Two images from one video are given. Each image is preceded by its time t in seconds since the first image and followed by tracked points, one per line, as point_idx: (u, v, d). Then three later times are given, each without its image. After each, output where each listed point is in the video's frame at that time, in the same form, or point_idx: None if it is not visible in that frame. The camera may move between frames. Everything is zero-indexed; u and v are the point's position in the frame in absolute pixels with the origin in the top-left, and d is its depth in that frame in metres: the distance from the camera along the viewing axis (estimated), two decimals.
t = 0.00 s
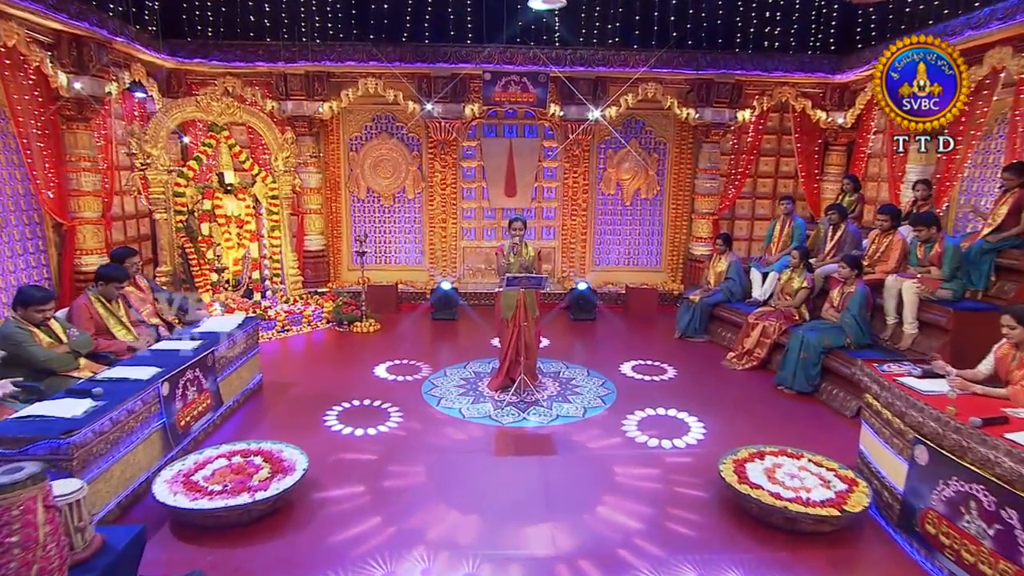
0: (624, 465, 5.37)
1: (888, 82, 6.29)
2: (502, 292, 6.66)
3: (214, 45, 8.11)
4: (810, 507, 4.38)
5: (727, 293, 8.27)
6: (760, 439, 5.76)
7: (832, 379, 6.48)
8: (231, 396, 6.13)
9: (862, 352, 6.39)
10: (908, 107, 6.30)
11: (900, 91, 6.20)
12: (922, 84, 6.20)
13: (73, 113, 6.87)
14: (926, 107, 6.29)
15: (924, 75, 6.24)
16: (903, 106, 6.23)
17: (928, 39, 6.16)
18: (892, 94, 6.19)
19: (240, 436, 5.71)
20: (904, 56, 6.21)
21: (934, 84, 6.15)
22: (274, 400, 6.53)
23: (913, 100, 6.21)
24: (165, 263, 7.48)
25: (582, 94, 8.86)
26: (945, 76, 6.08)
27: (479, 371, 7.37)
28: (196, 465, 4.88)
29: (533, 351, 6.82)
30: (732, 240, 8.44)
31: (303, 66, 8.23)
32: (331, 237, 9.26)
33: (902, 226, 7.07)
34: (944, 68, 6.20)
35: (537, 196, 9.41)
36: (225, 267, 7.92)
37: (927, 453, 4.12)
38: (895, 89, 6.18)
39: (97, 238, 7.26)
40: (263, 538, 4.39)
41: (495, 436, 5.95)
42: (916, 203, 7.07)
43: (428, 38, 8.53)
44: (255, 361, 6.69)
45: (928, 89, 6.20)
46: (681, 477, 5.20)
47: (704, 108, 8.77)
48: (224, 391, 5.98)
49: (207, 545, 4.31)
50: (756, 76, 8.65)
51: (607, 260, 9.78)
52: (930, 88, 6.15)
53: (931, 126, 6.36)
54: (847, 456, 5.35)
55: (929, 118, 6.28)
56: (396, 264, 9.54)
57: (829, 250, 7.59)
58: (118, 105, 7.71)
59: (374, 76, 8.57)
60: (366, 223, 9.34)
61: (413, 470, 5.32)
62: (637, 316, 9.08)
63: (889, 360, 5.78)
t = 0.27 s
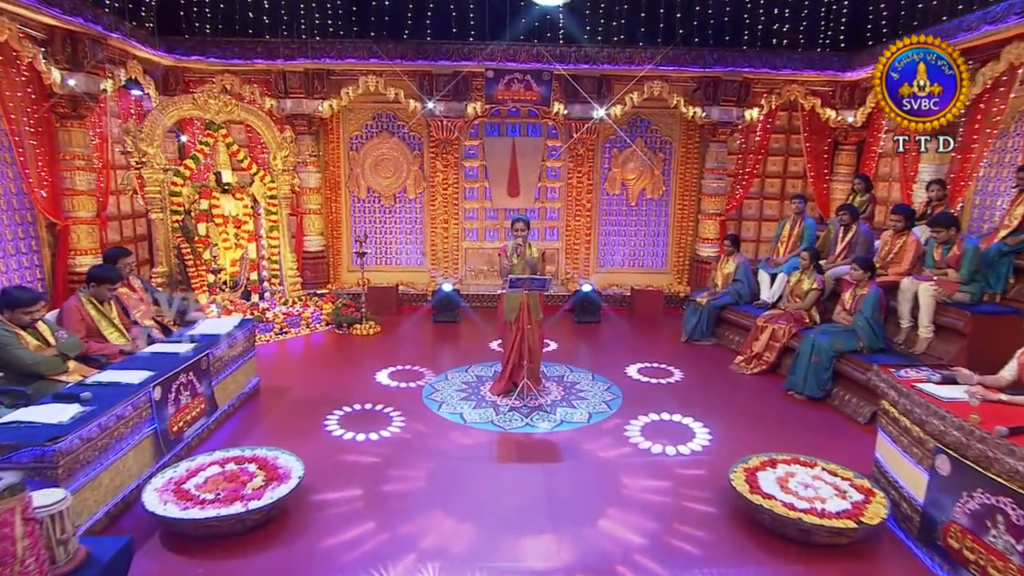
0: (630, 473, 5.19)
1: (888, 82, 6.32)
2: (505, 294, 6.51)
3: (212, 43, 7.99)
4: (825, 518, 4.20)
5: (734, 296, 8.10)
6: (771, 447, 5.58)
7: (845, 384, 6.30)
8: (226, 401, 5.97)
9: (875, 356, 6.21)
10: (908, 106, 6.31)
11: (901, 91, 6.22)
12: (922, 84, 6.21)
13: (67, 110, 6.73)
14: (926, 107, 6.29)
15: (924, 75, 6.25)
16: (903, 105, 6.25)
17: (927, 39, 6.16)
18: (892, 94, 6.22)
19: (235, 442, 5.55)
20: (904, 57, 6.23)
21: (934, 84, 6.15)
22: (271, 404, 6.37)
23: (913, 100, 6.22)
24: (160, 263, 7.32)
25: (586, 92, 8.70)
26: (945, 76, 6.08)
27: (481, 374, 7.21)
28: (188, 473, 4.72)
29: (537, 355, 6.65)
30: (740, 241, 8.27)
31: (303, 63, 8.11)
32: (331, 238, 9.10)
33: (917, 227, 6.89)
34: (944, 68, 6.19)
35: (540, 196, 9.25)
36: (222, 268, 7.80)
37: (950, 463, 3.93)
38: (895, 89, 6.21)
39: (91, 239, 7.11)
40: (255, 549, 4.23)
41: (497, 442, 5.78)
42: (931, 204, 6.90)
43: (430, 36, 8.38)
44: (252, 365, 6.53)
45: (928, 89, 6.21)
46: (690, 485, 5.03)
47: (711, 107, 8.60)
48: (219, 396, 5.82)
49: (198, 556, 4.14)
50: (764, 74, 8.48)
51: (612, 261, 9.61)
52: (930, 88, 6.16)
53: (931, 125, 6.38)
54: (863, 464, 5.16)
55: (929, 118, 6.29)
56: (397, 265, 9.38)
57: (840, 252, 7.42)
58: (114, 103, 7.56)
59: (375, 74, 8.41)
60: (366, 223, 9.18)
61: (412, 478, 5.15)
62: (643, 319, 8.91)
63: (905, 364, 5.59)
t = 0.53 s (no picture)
0: (639, 483, 4.99)
1: (888, 82, 6.37)
2: (508, 297, 6.33)
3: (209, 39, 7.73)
4: (844, 534, 3.99)
5: (744, 299, 7.91)
6: (784, 456, 5.37)
7: (860, 391, 6.09)
8: (220, 407, 5.78)
9: (892, 362, 6.00)
10: (908, 107, 6.34)
11: (902, 90, 6.27)
12: (922, 84, 6.26)
13: (60, 108, 6.55)
14: (926, 107, 6.33)
15: (925, 75, 6.27)
16: (904, 105, 6.29)
17: (928, 40, 6.17)
18: (892, 94, 6.26)
19: (229, 450, 5.36)
20: (904, 57, 6.25)
21: (934, 84, 6.18)
22: (266, 410, 6.19)
23: (914, 100, 6.25)
24: (155, 265, 7.12)
25: (591, 91, 8.52)
26: (945, 76, 6.10)
27: (483, 379, 7.02)
28: (178, 483, 4.54)
29: (541, 360, 6.46)
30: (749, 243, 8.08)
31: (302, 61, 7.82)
32: (330, 240, 8.91)
33: (934, 228, 6.69)
34: (945, 68, 6.21)
35: (544, 197, 9.06)
36: (219, 270, 7.62)
37: (978, 477, 3.71)
38: (895, 89, 6.26)
39: (84, 240, 6.93)
40: (246, 563, 4.03)
41: (500, 450, 5.58)
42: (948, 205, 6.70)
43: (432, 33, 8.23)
44: (248, 369, 6.33)
45: (928, 89, 6.25)
46: (701, 497, 4.81)
47: (719, 105, 8.41)
48: (212, 402, 5.63)
49: (186, 571, 3.95)
50: (774, 71, 8.27)
51: (617, 264, 9.41)
52: (930, 89, 6.19)
53: (932, 125, 6.41)
54: (881, 475, 4.95)
55: (930, 118, 6.33)
56: (398, 267, 9.19)
57: (853, 254, 7.22)
58: (109, 100, 7.38)
59: (376, 72, 8.23)
60: (366, 224, 9.00)
61: (412, 488, 4.96)
62: (649, 323, 8.70)
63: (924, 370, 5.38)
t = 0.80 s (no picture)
0: (647, 493, 4.79)
1: (888, 82, 6.33)
2: (511, 299, 6.14)
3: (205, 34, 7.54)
4: (865, 548, 3.78)
5: (753, 301, 7.71)
6: (799, 465, 5.16)
7: (876, 397, 5.88)
8: (213, 411, 5.59)
9: (909, 367, 5.79)
10: (908, 106, 6.29)
11: (902, 90, 6.24)
12: (922, 84, 6.19)
13: (52, 104, 6.37)
14: (926, 107, 6.29)
15: (924, 75, 6.24)
16: (904, 105, 6.25)
17: (928, 40, 6.14)
18: (892, 94, 6.22)
19: (222, 457, 5.17)
20: (904, 56, 6.22)
21: (934, 84, 6.14)
22: (262, 415, 6.00)
23: (914, 100, 6.20)
24: (149, 265, 6.94)
25: (597, 88, 8.33)
26: (945, 76, 6.06)
27: (486, 383, 6.82)
28: (166, 492, 4.35)
29: (545, 363, 6.26)
30: (759, 243, 7.87)
31: (300, 56, 7.64)
32: (330, 239, 8.73)
33: (952, 228, 6.48)
34: (944, 68, 6.17)
35: (548, 196, 8.86)
36: (214, 270, 7.39)
37: (1009, 490, 3.48)
38: (895, 89, 6.21)
39: (76, 239, 6.75)
40: None
41: (503, 457, 5.38)
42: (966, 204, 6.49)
43: (434, 29, 8.05)
44: (243, 372, 6.15)
45: (928, 89, 6.19)
46: (712, 507, 4.60)
47: (728, 102, 8.18)
48: (205, 407, 5.44)
49: None
50: (784, 68, 8.03)
51: (623, 264, 9.21)
52: (930, 88, 6.15)
53: (931, 126, 6.38)
54: (901, 486, 4.74)
55: (930, 118, 6.28)
56: (398, 268, 9.00)
57: (868, 255, 7.01)
58: (103, 97, 7.20)
59: (376, 68, 8.04)
60: (366, 224, 8.81)
61: (410, 496, 4.76)
62: (656, 326, 8.50)
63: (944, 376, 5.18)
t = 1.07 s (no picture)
0: (654, 502, 4.61)
1: (887, 82, 6.21)
2: (514, 299, 5.98)
3: (204, 29, 7.42)
4: (886, 562, 3.59)
5: (762, 302, 7.54)
6: (812, 473, 4.97)
7: (892, 402, 5.70)
8: (207, 415, 5.42)
9: (926, 371, 5.60)
10: (908, 106, 6.22)
11: (901, 90, 6.13)
12: (922, 83, 6.10)
13: (45, 99, 6.22)
14: (926, 107, 6.23)
15: (924, 75, 6.13)
16: (903, 105, 6.15)
17: (928, 39, 6.03)
18: (893, 94, 6.09)
19: (215, 463, 5.01)
20: (904, 56, 6.09)
21: (934, 84, 6.05)
22: (258, 418, 5.83)
23: (913, 101, 6.13)
24: (143, 264, 6.79)
25: (602, 84, 8.18)
26: (945, 76, 5.98)
27: (488, 387, 6.65)
28: (155, 500, 4.19)
29: (548, 366, 6.10)
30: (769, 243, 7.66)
31: (300, 52, 7.49)
32: (329, 239, 8.58)
33: (969, 227, 6.29)
34: (944, 67, 6.10)
35: (552, 195, 8.73)
36: (211, 270, 7.28)
37: None
38: (895, 89, 6.09)
39: (70, 237, 6.59)
40: None
41: (506, 463, 5.21)
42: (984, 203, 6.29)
43: (436, 23, 7.87)
44: (239, 374, 5.99)
45: (928, 89, 6.12)
46: (723, 517, 4.42)
47: (736, 99, 8.00)
48: (198, 410, 5.28)
49: None
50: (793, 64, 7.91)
51: (628, 265, 9.04)
52: (930, 89, 6.06)
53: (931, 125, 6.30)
54: (920, 495, 4.54)
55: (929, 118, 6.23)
56: (400, 268, 8.84)
57: (880, 255, 6.82)
58: (98, 92, 7.03)
59: (377, 64, 7.87)
60: (367, 223, 8.65)
61: (409, 504, 4.59)
62: (662, 328, 8.32)
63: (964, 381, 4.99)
